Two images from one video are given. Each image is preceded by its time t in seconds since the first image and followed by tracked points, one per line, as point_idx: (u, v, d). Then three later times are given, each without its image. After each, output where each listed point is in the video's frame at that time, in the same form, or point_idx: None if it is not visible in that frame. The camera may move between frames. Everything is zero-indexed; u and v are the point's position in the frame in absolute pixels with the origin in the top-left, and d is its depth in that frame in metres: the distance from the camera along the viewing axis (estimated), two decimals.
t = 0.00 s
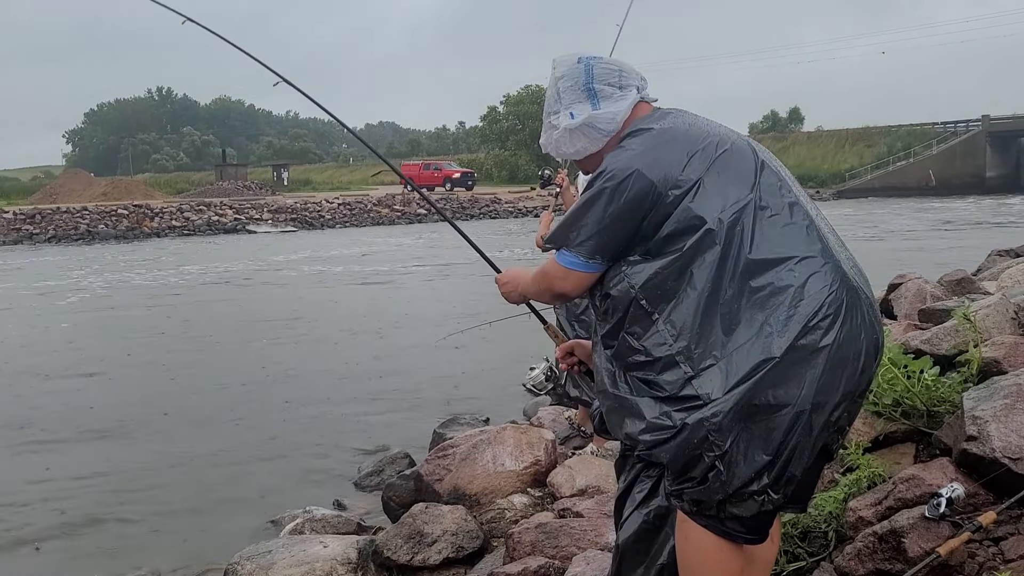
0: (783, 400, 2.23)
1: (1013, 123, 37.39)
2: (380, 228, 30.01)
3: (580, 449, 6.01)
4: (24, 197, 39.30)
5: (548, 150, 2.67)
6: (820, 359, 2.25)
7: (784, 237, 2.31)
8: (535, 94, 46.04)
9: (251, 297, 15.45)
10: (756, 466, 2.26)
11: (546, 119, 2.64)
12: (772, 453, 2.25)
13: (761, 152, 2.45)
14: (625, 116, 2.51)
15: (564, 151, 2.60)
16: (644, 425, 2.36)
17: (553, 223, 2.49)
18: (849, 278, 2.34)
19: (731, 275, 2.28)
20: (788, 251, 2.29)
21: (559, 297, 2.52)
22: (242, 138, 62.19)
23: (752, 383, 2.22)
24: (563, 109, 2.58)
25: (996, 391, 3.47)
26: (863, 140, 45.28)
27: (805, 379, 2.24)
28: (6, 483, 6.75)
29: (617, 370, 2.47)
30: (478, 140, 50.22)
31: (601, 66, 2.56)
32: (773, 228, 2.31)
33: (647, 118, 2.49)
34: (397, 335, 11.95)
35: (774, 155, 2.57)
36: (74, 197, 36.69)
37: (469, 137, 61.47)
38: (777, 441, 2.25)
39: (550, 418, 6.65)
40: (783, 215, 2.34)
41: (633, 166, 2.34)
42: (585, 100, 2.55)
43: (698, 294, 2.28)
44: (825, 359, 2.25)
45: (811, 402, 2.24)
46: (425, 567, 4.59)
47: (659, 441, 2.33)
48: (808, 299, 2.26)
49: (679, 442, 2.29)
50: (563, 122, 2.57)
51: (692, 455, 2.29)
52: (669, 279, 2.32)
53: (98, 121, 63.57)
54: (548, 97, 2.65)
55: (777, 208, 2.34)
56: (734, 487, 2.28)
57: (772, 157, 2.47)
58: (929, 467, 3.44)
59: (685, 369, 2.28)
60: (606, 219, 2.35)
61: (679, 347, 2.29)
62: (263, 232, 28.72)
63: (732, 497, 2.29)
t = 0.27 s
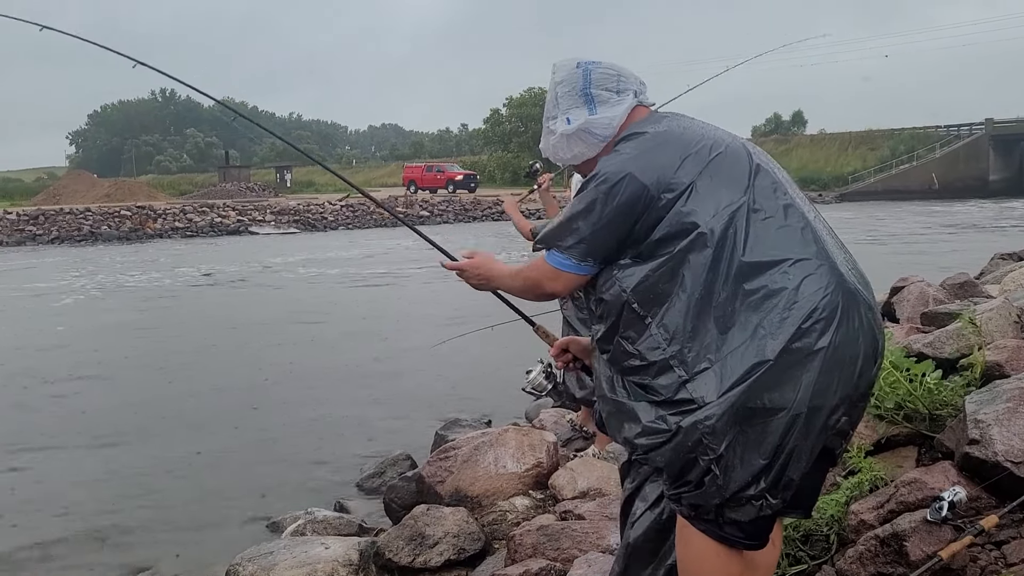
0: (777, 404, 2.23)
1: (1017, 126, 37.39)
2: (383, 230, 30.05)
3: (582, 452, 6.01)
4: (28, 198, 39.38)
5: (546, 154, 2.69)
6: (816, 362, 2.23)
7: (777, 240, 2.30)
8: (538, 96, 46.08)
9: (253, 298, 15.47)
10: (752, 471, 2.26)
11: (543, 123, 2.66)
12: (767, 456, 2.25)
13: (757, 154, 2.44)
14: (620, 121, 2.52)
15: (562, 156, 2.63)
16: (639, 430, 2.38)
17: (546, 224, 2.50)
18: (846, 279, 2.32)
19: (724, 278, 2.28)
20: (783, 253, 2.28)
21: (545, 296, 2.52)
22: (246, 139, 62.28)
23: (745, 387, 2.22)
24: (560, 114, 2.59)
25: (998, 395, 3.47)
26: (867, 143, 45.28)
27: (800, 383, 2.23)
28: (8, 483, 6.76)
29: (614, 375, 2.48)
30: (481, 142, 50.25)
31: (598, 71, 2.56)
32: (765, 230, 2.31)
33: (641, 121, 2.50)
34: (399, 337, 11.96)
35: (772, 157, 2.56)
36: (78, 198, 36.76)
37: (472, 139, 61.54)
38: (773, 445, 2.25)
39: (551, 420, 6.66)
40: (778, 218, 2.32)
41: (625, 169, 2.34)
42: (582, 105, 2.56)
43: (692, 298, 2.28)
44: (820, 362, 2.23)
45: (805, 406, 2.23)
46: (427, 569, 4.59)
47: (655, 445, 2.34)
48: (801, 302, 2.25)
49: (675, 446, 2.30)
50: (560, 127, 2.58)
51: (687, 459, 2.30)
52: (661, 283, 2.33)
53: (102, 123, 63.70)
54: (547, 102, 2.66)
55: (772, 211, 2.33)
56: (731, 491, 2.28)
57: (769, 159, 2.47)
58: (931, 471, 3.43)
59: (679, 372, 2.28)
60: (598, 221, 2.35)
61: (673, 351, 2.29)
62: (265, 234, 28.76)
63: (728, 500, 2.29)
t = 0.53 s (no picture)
0: (769, 403, 2.20)
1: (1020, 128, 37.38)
2: (386, 229, 30.05)
3: (584, 451, 6.01)
4: (31, 195, 39.41)
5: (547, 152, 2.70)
6: (808, 361, 2.20)
7: (770, 238, 2.28)
8: (541, 96, 46.06)
9: (256, 297, 15.48)
10: (745, 470, 2.23)
11: (544, 122, 2.67)
12: (759, 457, 2.22)
13: (755, 152, 2.43)
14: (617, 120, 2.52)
15: (562, 155, 2.64)
16: (632, 427, 2.38)
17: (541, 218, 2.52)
18: (842, 278, 2.29)
19: (716, 274, 2.27)
20: (775, 252, 2.26)
21: (538, 286, 2.52)
22: (249, 138, 62.37)
23: (736, 386, 2.20)
24: (559, 114, 2.60)
25: (1003, 397, 3.46)
26: (870, 145, 45.27)
27: (792, 382, 2.20)
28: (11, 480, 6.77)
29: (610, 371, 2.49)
30: (484, 142, 50.28)
31: (598, 71, 2.55)
32: (758, 228, 2.29)
33: (638, 117, 2.50)
34: (401, 336, 11.96)
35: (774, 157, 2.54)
36: (81, 195, 36.83)
37: (476, 139, 61.53)
38: (765, 445, 2.22)
39: (554, 419, 6.66)
40: (772, 216, 2.30)
41: (618, 166, 2.34)
42: (581, 105, 2.56)
43: (683, 295, 2.29)
44: (813, 362, 2.20)
45: (797, 406, 2.20)
46: (429, 567, 4.58)
47: (647, 442, 2.35)
48: (794, 301, 2.22)
49: (666, 444, 2.30)
50: (559, 127, 2.59)
51: (679, 457, 2.30)
52: (653, 280, 2.33)
53: (106, 121, 63.81)
54: (550, 102, 2.67)
55: (766, 209, 2.31)
56: (723, 492, 2.26)
57: (769, 157, 2.44)
58: (935, 472, 3.42)
59: (670, 369, 2.28)
60: (590, 217, 2.35)
61: (665, 348, 2.29)
62: (268, 232, 28.78)
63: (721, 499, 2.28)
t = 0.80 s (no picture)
0: (764, 400, 2.20)
1: None
2: (389, 227, 30.07)
3: (587, 450, 6.00)
4: (35, 192, 39.47)
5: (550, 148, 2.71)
6: (802, 359, 2.20)
7: (766, 235, 2.27)
8: (545, 95, 46.05)
9: (259, 294, 15.50)
10: (741, 468, 2.23)
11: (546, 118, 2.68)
12: (752, 454, 2.22)
13: (754, 147, 2.41)
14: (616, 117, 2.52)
15: (563, 152, 2.65)
16: (628, 423, 2.39)
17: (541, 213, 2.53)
18: (838, 274, 2.28)
19: (710, 269, 2.27)
20: (771, 249, 2.25)
21: (540, 281, 2.53)
22: (253, 136, 62.39)
23: (730, 383, 2.20)
24: (561, 110, 2.61)
25: (1007, 396, 3.46)
26: (874, 145, 45.19)
27: (787, 379, 2.20)
28: (16, 476, 6.79)
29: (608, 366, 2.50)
30: (488, 141, 50.26)
31: (598, 67, 2.55)
32: (753, 224, 2.28)
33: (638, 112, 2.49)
34: (404, 334, 11.97)
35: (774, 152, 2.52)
36: (85, 193, 36.88)
37: (480, 137, 61.57)
38: (760, 443, 2.21)
39: (556, 418, 6.66)
40: (769, 213, 2.29)
41: (616, 163, 2.34)
42: (581, 102, 2.56)
43: (680, 291, 2.29)
44: (807, 360, 2.20)
45: (791, 403, 2.19)
46: (432, 564, 4.58)
47: (643, 438, 2.35)
48: (789, 299, 2.21)
49: (661, 440, 2.31)
50: (560, 123, 2.60)
51: (674, 454, 2.30)
52: (650, 276, 2.33)
53: (110, 118, 63.86)
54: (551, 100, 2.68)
55: (763, 204, 2.30)
56: (719, 489, 2.26)
57: (768, 153, 2.44)
58: (939, 471, 3.42)
59: (666, 365, 2.28)
60: (587, 213, 2.36)
61: (661, 344, 2.30)
62: (272, 230, 28.80)
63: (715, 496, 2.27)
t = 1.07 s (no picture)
0: (764, 400, 2.19)
1: None
2: (392, 226, 30.09)
3: (590, 450, 5.99)
4: (39, 190, 39.53)
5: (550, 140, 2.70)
6: (802, 359, 2.19)
7: (766, 235, 2.25)
8: (548, 94, 46.06)
9: (262, 292, 15.52)
10: (741, 469, 2.22)
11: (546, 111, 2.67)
12: (751, 455, 2.21)
13: (756, 144, 2.39)
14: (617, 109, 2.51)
15: (564, 144, 2.65)
16: (627, 422, 2.39)
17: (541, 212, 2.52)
18: (839, 274, 2.26)
19: (710, 269, 2.26)
20: (771, 249, 2.24)
21: (540, 281, 2.52)
22: (256, 134, 62.44)
23: (728, 382, 2.20)
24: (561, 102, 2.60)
25: (1012, 397, 3.45)
26: (878, 145, 45.12)
27: (786, 379, 2.19)
28: (20, 472, 6.80)
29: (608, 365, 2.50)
30: (491, 140, 50.25)
31: (599, 58, 2.54)
32: (754, 224, 2.26)
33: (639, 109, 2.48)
34: (406, 332, 11.98)
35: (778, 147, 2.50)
36: (89, 191, 36.94)
37: (483, 136, 61.59)
38: (760, 444, 2.21)
39: (559, 417, 6.67)
40: (771, 212, 2.28)
41: (616, 162, 2.33)
42: (582, 94, 2.55)
43: (680, 292, 2.28)
44: (807, 360, 2.19)
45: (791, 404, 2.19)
46: (434, 563, 4.57)
47: (643, 438, 2.35)
48: (788, 300, 2.21)
49: (660, 440, 2.30)
50: (560, 116, 2.60)
51: (674, 454, 2.29)
52: (649, 277, 2.33)
53: (114, 117, 63.95)
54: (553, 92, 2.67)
55: (765, 204, 2.29)
56: (719, 490, 2.26)
57: (771, 150, 2.41)
58: (942, 471, 3.41)
59: (666, 365, 2.28)
60: (587, 213, 2.36)
61: (660, 344, 2.30)
62: (275, 229, 28.84)
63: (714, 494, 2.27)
